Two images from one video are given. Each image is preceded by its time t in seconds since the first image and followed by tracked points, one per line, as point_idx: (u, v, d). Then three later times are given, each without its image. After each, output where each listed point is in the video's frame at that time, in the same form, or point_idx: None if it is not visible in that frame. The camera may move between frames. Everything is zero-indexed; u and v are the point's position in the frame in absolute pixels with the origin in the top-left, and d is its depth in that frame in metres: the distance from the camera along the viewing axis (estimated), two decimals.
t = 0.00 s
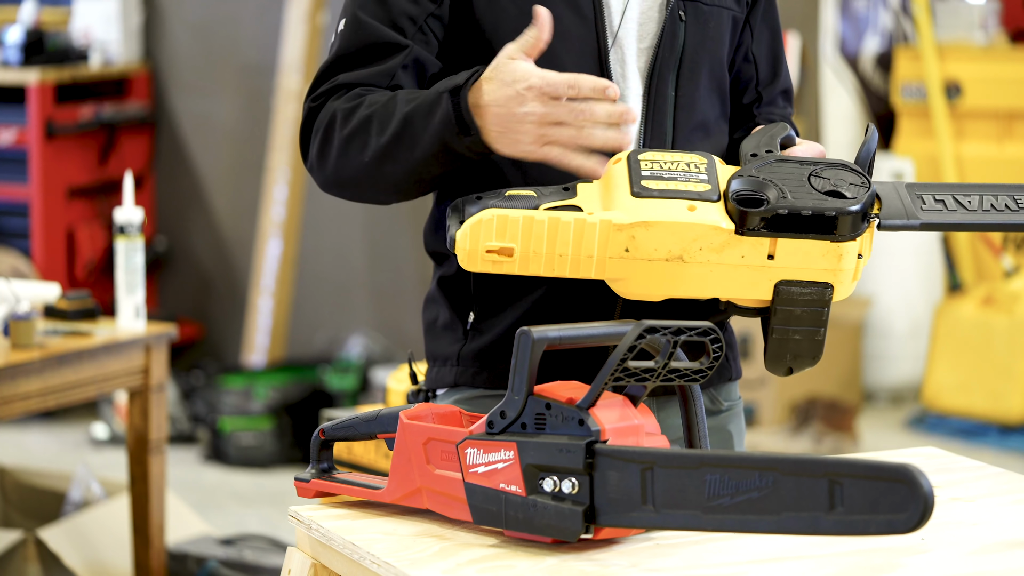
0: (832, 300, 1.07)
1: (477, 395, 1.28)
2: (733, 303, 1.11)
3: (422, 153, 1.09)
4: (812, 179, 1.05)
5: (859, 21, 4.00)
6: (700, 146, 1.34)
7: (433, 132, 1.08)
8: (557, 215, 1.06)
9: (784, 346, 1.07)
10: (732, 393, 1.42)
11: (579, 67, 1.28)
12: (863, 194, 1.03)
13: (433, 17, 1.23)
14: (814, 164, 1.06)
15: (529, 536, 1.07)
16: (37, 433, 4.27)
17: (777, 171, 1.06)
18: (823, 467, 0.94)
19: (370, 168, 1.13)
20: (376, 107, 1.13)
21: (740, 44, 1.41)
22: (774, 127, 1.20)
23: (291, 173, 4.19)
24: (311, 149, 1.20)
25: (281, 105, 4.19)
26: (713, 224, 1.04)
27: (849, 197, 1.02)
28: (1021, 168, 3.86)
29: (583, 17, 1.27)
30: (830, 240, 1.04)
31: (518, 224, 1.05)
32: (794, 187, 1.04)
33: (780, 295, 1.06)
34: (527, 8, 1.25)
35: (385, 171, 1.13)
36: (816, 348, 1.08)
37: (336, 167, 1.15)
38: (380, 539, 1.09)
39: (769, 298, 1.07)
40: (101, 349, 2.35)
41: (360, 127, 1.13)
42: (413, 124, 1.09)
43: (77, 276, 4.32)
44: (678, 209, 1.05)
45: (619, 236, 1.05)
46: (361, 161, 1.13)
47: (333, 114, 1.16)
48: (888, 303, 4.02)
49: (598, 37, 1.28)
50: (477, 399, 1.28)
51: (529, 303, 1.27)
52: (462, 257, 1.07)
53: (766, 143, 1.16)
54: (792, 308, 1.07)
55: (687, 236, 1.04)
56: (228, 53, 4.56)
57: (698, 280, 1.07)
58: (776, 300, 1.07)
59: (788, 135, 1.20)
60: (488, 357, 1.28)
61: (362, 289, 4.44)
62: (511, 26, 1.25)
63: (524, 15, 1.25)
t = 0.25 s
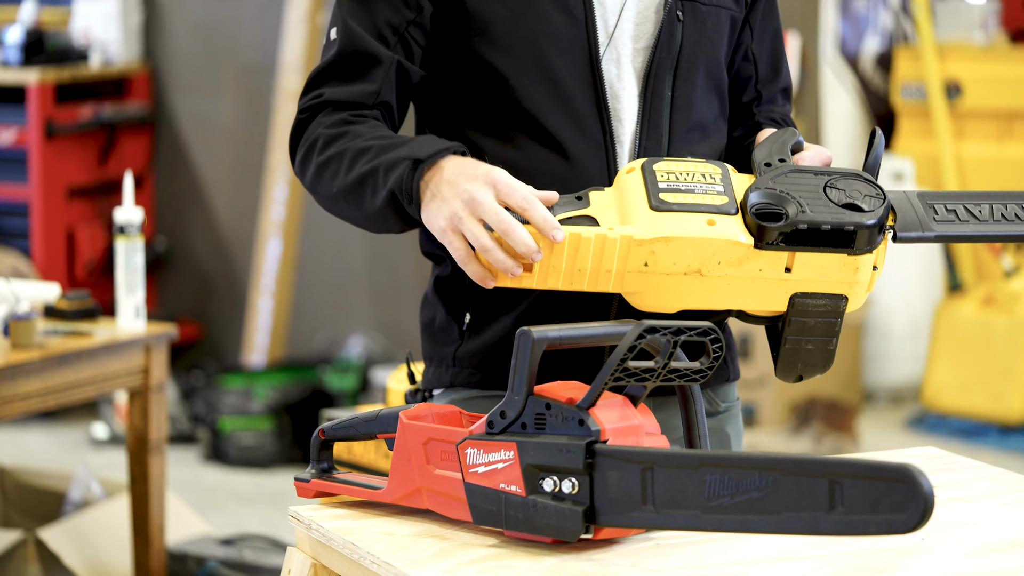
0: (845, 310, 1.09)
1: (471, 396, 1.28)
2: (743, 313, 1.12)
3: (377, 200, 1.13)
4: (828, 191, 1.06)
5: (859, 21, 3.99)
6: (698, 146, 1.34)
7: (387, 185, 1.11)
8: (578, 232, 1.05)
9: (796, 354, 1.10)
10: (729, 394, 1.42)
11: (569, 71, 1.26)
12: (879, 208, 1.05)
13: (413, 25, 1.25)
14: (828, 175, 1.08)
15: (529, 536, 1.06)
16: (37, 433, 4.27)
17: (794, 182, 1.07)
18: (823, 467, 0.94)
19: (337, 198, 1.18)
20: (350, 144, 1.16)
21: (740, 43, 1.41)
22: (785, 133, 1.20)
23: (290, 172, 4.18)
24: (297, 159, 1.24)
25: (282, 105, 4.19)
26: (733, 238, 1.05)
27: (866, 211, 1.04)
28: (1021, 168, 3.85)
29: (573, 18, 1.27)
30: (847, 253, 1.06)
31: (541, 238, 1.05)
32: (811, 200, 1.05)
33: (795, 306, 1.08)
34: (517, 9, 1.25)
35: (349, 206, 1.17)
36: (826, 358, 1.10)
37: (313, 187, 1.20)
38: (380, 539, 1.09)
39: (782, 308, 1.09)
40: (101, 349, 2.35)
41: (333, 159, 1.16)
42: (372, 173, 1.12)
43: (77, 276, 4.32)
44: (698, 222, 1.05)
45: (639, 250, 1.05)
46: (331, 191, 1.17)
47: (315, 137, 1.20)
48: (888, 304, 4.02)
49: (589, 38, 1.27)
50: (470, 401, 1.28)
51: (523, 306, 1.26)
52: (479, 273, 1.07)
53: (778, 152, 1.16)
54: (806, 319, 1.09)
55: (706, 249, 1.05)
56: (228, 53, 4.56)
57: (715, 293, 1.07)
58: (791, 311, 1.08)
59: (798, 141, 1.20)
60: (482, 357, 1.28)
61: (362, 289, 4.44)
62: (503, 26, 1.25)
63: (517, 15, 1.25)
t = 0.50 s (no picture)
0: (838, 311, 1.09)
1: (469, 396, 1.28)
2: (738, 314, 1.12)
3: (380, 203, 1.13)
4: (820, 192, 1.06)
5: (859, 21, 3.99)
6: (695, 146, 1.34)
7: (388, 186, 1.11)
8: (567, 234, 1.05)
9: (791, 354, 1.09)
10: (727, 394, 1.42)
11: (564, 72, 1.26)
12: (871, 207, 1.04)
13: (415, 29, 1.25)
14: (822, 175, 1.08)
15: (529, 536, 1.06)
16: (37, 433, 4.27)
17: (786, 184, 1.07)
18: (823, 467, 0.94)
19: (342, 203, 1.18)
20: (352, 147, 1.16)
21: (739, 41, 1.41)
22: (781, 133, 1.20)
23: (291, 173, 4.18)
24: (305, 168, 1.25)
25: (281, 105, 4.18)
26: (722, 240, 1.05)
27: (857, 211, 1.04)
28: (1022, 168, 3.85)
29: (568, 20, 1.27)
30: (838, 254, 1.05)
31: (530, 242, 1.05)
32: (802, 201, 1.05)
33: (788, 306, 1.08)
34: (511, 10, 1.25)
35: (356, 211, 1.17)
36: (821, 357, 1.10)
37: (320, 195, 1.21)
38: (380, 539, 1.09)
39: (775, 309, 1.09)
40: (101, 349, 2.35)
41: (337, 163, 1.17)
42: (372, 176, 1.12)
43: (76, 276, 4.32)
44: (687, 224, 1.05)
45: (629, 253, 1.05)
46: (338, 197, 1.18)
47: (318, 144, 1.20)
48: (888, 304, 4.03)
49: (584, 39, 1.27)
50: (468, 400, 1.28)
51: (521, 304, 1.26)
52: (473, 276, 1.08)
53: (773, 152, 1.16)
54: (799, 319, 1.08)
55: (697, 251, 1.05)
56: (228, 53, 4.55)
57: (707, 295, 1.08)
58: (783, 312, 1.08)
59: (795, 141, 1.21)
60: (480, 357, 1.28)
61: (362, 290, 4.44)
62: (499, 29, 1.25)
63: (510, 16, 1.25)
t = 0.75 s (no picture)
0: (822, 319, 1.08)
1: (467, 392, 1.29)
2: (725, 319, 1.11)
3: (470, 176, 1.10)
4: (805, 201, 1.04)
5: (859, 21, 4.00)
6: (691, 144, 1.34)
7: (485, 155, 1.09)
8: (548, 242, 1.05)
9: (775, 362, 1.08)
10: (726, 393, 1.42)
11: (563, 71, 1.27)
12: (856, 217, 1.02)
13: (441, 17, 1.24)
14: (808, 182, 1.05)
15: (528, 536, 1.06)
16: (37, 433, 4.27)
17: (772, 192, 1.05)
18: (823, 467, 0.94)
19: (410, 184, 1.13)
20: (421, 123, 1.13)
21: (734, 38, 1.41)
22: (770, 138, 1.17)
23: (291, 173, 4.19)
24: (344, 157, 1.18)
25: (281, 105, 4.19)
26: (704, 249, 1.04)
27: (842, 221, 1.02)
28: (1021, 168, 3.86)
29: (570, 19, 1.27)
30: (822, 264, 1.04)
31: (510, 250, 1.05)
32: (788, 210, 1.03)
33: (771, 315, 1.07)
34: (515, 10, 1.25)
35: (424, 190, 1.12)
36: (806, 365, 1.09)
37: (373, 180, 1.14)
38: (380, 539, 1.09)
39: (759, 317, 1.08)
40: (101, 349, 2.35)
41: (405, 140, 1.12)
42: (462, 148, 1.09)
43: (77, 276, 4.32)
44: (670, 233, 1.05)
45: (610, 261, 1.05)
46: (403, 177, 1.13)
47: (371, 125, 1.15)
48: (888, 304, 4.02)
49: (585, 39, 1.28)
50: (466, 397, 1.28)
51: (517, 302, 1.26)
52: (454, 281, 1.07)
53: (760, 158, 1.13)
54: (783, 328, 1.07)
55: (678, 260, 1.05)
56: (228, 52, 4.55)
57: (690, 302, 1.07)
58: (767, 320, 1.07)
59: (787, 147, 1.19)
60: (476, 355, 1.28)
61: (363, 290, 4.44)
62: (501, 30, 1.25)
63: (512, 19, 1.25)
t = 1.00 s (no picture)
0: (826, 328, 1.09)
1: (470, 394, 1.28)
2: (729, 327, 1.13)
3: (439, 177, 1.10)
4: (812, 211, 1.05)
5: (859, 21, 4.00)
6: (694, 146, 1.34)
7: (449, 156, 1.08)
8: (557, 249, 1.06)
9: (779, 368, 1.11)
10: (726, 393, 1.42)
11: (568, 70, 1.28)
12: (862, 228, 1.04)
13: (438, 19, 1.24)
14: (814, 193, 1.07)
15: (529, 536, 1.07)
16: (37, 433, 4.27)
17: (778, 202, 1.06)
18: (823, 467, 0.94)
19: (385, 189, 1.13)
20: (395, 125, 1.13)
21: (734, 41, 1.41)
22: (776, 145, 1.18)
23: (291, 173, 4.19)
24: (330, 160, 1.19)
25: (281, 105, 4.19)
26: (712, 258, 1.05)
27: (847, 233, 1.03)
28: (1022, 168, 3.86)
29: (573, 20, 1.28)
30: (828, 275, 1.06)
31: (519, 257, 1.06)
32: (794, 220, 1.05)
33: (776, 323, 1.09)
34: (517, 11, 1.26)
35: (401, 192, 1.13)
36: (809, 372, 1.11)
37: (351, 185, 1.16)
38: (380, 539, 1.09)
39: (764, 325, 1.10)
40: (101, 349, 2.35)
41: (378, 143, 1.13)
42: (427, 150, 1.09)
43: (76, 276, 4.32)
44: (678, 241, 1.05)
45: (619, 268, 1.06)
46: (378, 181, 1.13)
47: (349, 130, 1.16)
48: (888, 304, 4.02)
49: (589, 39, 1.28)
50: (469, 399, 1.28)
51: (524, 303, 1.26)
52: (461, 286, 1.08)
53: (767, 165, 1.14)
54: (788, 335, 1.09)
55: (686, 269, 1.05)
56: (228, 52, 4.55)
57: (697, 306, 1.08)
58: (772, 328, 1.09)
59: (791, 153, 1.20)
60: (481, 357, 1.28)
61: (363, 290, 4.44)
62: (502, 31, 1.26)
63: (516, 20, 1.26)
